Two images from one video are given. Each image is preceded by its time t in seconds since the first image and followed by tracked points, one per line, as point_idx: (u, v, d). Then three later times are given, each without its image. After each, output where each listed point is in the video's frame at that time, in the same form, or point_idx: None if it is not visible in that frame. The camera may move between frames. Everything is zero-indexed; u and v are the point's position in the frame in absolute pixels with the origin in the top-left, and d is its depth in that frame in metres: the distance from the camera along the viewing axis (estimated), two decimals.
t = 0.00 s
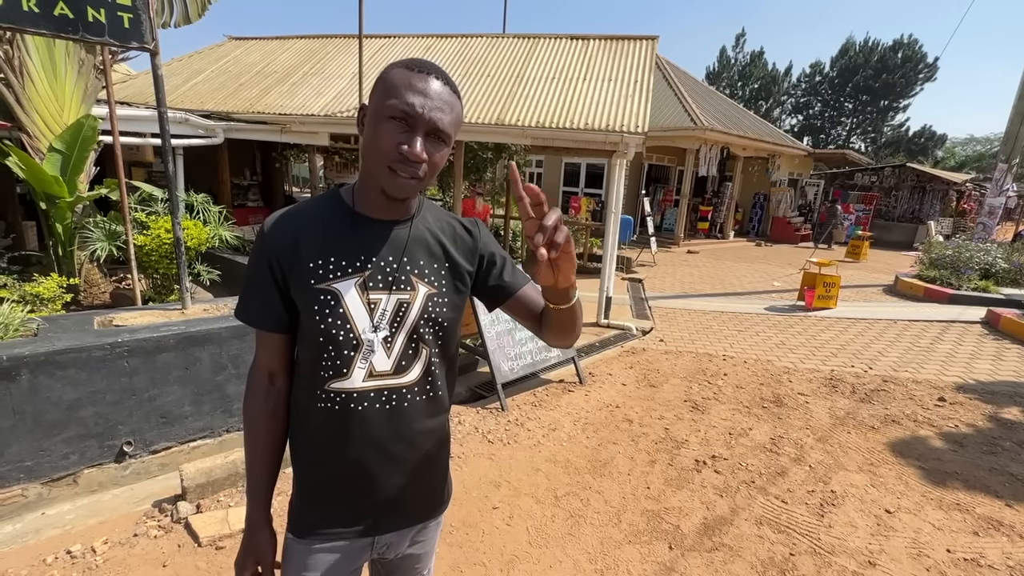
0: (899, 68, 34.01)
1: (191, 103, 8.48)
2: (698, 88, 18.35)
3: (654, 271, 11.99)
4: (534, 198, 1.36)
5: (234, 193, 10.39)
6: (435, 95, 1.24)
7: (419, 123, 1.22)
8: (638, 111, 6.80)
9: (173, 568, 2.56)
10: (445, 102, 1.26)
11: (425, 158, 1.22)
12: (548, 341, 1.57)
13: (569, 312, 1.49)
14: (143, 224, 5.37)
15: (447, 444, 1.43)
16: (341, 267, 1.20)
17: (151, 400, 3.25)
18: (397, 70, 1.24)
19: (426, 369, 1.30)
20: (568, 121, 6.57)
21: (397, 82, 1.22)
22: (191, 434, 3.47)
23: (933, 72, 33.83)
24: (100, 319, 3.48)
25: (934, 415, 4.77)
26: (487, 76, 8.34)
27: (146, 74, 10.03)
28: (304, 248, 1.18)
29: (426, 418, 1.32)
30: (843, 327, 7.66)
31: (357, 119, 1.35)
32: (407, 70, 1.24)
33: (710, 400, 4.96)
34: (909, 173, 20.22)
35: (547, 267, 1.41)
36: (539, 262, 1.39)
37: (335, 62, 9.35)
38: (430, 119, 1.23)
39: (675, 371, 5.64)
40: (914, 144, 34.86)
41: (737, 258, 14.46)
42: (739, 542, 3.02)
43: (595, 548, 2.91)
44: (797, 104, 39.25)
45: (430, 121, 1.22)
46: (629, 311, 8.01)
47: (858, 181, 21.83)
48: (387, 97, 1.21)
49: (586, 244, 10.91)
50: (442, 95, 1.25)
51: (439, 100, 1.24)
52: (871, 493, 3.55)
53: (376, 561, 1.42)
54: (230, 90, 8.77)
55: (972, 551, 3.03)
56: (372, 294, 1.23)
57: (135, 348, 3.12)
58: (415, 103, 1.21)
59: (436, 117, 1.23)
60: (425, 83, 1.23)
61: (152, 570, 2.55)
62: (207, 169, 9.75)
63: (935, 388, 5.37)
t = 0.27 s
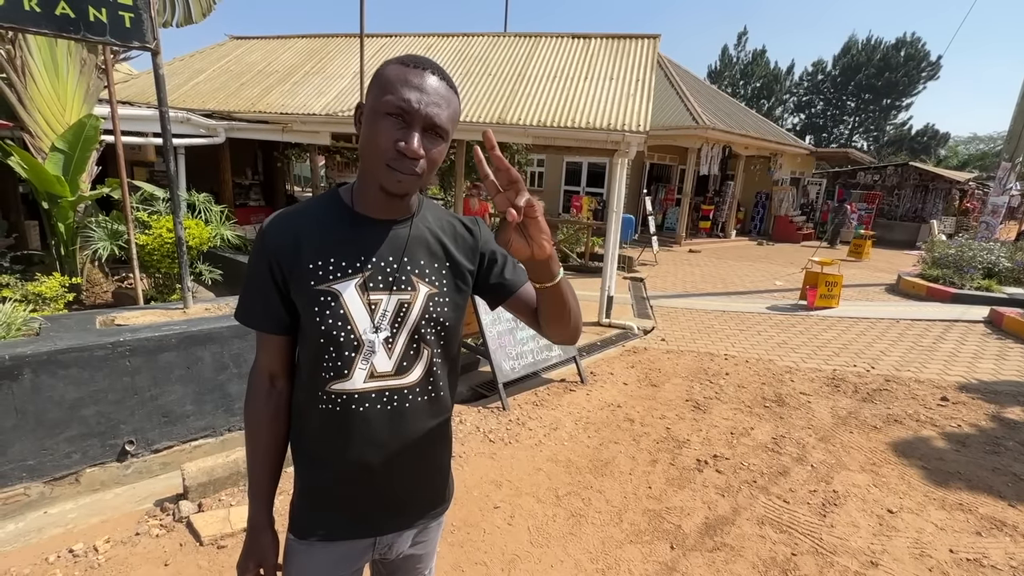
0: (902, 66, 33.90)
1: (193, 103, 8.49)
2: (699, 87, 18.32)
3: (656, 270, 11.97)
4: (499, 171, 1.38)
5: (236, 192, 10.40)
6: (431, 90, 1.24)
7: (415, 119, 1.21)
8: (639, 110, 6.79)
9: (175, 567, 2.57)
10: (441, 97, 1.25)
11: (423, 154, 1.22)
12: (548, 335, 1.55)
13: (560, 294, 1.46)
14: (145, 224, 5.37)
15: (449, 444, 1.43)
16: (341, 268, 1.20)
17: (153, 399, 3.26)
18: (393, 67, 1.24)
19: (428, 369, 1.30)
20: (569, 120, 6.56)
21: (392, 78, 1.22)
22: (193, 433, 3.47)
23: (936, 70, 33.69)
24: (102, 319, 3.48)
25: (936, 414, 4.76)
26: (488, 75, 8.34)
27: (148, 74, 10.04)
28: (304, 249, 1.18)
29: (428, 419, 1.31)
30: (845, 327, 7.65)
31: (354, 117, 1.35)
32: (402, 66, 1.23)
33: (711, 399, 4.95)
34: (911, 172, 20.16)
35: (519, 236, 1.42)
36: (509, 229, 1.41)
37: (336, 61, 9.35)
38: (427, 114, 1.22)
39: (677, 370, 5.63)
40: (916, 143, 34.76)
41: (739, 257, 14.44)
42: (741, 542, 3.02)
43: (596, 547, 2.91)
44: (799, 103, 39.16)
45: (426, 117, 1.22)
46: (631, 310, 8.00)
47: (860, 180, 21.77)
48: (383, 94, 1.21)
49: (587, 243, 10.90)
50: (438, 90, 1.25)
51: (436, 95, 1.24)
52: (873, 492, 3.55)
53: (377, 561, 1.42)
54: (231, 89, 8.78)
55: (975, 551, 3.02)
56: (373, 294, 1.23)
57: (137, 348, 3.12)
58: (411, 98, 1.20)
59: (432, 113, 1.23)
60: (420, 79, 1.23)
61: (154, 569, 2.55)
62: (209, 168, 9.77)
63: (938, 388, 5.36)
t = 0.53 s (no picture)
0: (905, 64, 33.78)
1: (194, 101, 8.50)
2: (701, 85, 18.28)
3: (658, 268, 11.95)
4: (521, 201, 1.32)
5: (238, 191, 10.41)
6: (432, 89, 1.23)
7: (416, 118, 1.21)
8: (641, 108, 6.77)
9: (176, 565, 2.57)
10: (441, 97, 1.25)
11: (423, 155, 1.22)
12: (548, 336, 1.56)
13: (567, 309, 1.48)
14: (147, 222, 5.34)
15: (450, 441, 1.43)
16: (340, 266, 1.19)
17: (154, 398, 3.26)
18: (392, 65, 1.23)
19: (427, 367, 1.29)
20: (571, 118, 6.55)
21: (392, 76, 1.21)
22: (195, 431, 3.48)
23: (940, 68, 33.53)
24: (104, 317, 3.49)
25: (939, 414, 4.74)
26: (490, 73, 8.33)
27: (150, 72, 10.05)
28: (303, 248, 1.18)
29: (427, 417, 1.31)
30: (848, 325, 7.62)
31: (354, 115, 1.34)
32: (402, 65, 1.23)
33: (713, 398, 4.94)
34: (915, 170, 20.08)
35: (540, 273, 1.39)
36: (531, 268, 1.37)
37: (338, 60, 9.35)
38: (427, 114, 1.22)
39: (679, 369, 5.62)
40: (919, 141, 34.63)
41: (741, 256, 14.41)
42: (743, 541, 3.01)
43: (598, 546, 2.90)
44: (801, 101, 39.04)
45: (427, 116, 1.22)
46: (632, 309, 7.99)
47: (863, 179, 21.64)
48: (383, 93, 1.20)
49: (589, 242, 10.89)
50: (438, 89, 1.24)
51: (436, 94, 1.23)
52: (875, 492, 3.53)
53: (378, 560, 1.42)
54: (233, 88, 8.79)
55: (978, 550, 3.01)
56: (372, 293, 1.22)
57: (138, 346, 3.13)
58: (411, 98, 1.20)
59: (432, 113, 1.22)
60: (420, 78, 1.22)
61: (155, 567, 2.56)
62: (211, 167, 9.77)
63: (941, 387, 5.34)
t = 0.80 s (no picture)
0: (908, 62, 33.65)
1: (196, 100, 8.50)
2: (704, 83, 18.24)
3: (660, 267, 11.93)
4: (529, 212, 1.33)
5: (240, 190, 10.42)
6: (432, 87, 1.23)
7: (416, 116, 1.20)
8: (643, 106, 6.76)
9: (179, 563, 2.57)
10: (442, 95, 1.24)
11: (422, 153, 1.21)
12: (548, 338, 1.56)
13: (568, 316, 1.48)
14: (149, 221, 5.40)
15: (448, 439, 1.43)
16: (339, 263, 1.19)
17: (157, 396, 3.27)
18: (393, 62, 1.23)
19: (426, 365, 1.29)
20: (573, 116, 6.54)
21: (393, 74, 1.21)
22: (198, 429, 3.48)
23: (943, 66, 33.38)
24: (106, 315, 3.49)
25: (941, 413, 4.73)
26: (492, 71, 8.32)
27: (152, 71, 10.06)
28: (302, 245, 1.18)
29: (425, 415, 1.31)
30: (851, 324, 7.60)
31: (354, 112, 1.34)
32: (403, 62, 1.22)
33: (715, 397, 4.94)
34: (918, 168, 20.03)
35: (545, 285, 1.39)
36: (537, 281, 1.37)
37: (339, 58, 9.34)
38: (427, 112, 1.21)
39: (680, 368, 5.61)
40: (922, 139, 34.49)
41: (743, 254, 14.38)
42: (745, 539, 3.01)
43: (599, 544, 2.90)
44: (804, 99, 38.92)
45: (427, 114, 1.21)
46: (634, 307, 7.97)
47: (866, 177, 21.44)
48: (384, 90, 1.20)
49: (590, 240, 10.88)
50: (439, 87, 1.24)
51: (436, 92, 1.23)
52: (877, 490, 3.53)
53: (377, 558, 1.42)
54: (235, 86, 8.79)
55: (981, 550, 3.00)
56: (370, 290, 1.22)
57: (141, 344, 3.13)
58: (411, 95, 1.20)
59: (433, 111, 1.22)
60: (421, 75, 1.22)
61: (158, 565, 2.56)
62: (213, 165, 9.79)
63: (943, 386, 5.33)
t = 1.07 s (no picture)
0: (911, 60, 33.49)
1: (199, 99, 8.51)
2: (706, 82, 18.19)
3: (662, 266, 11.91)
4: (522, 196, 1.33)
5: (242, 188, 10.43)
6: (431, 82, 1.22)
7: (415, 110, 1.20)
8: (646, 104, 6.74)
9: (182, 561, 2.57)
10: (441, 89, 1.23)
11: (422, 148, 1.20)
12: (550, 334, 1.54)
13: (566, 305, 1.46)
14: (151, 220, 5.42)
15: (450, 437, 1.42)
16: (339, 261, 1.19)
17: (160, 394, 3.28)
18: (392, 57, 1.22)
19: (427, 363, 1.29)
20: (575, 114, 6.52)
21: (391, 69, 1.20)
22: (200, 428, 3.49)
23: (947, 63, 33.21)
24: (109, 314, 3.50)
25: (945, 412, 4.71)
26: (494, 70, 8.31)
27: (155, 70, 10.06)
28: (301, 243, 1.17)
29: (426, 413, 1.30)
30: (854, 323, 7.57)
31: (354, 109, 1.33)
32: (402, 57, 1.22)
33: (718, 396, 4.92)
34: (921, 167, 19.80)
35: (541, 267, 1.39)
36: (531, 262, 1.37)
37: (342, 57, 9.34)
38: (426, 107, 1.20)
39: (683, 367, 5.60)
40: (926, 138, 34.33)
41: (745, 253, 14.34)
42: (748, 539, 3.00)
43: (602, 543, 2.90)
44: (807, 98, 38.78)
45: (426, 109, 1.20)
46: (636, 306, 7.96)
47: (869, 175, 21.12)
48: (382, 85, 1.20)
49: (592, 239, 10.86)
50: (438, 82, 1.23)
51: (435, 87, 1.22)
52: (881, 490, 3.51)
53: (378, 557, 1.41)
54: (237, 85, 8.79)
55: (986, 550, 2.99)
56: (371, 288, 1.22)
57: (144, 343, 3.13)
58: (410, 90, 1.19)
59: (432, 105, 1.21)
60: (420, 70, 1.21)
61: (161, 563, 2.56)
62: (215, 164, 9.80)
63: (947, 385, 5.30)
